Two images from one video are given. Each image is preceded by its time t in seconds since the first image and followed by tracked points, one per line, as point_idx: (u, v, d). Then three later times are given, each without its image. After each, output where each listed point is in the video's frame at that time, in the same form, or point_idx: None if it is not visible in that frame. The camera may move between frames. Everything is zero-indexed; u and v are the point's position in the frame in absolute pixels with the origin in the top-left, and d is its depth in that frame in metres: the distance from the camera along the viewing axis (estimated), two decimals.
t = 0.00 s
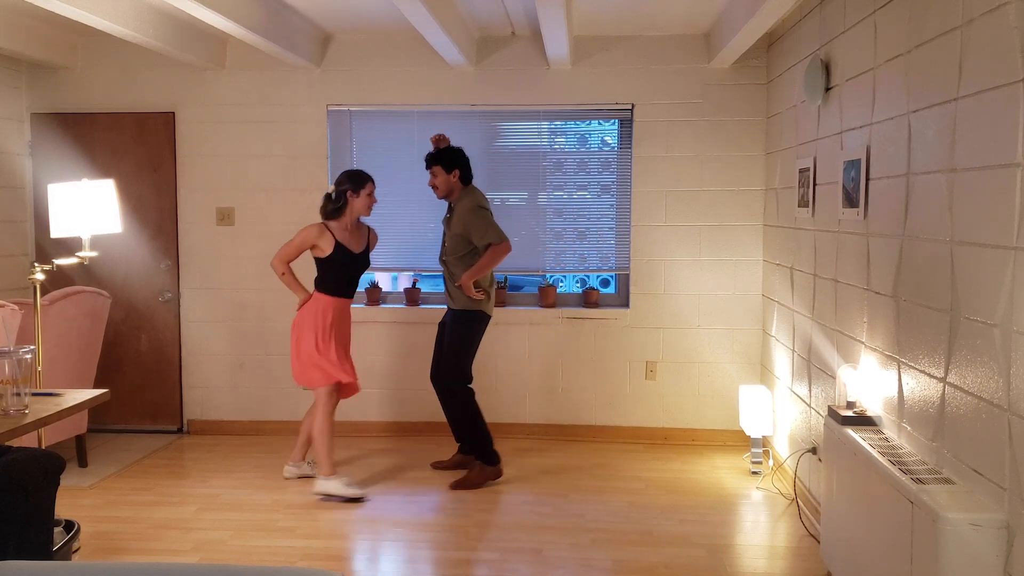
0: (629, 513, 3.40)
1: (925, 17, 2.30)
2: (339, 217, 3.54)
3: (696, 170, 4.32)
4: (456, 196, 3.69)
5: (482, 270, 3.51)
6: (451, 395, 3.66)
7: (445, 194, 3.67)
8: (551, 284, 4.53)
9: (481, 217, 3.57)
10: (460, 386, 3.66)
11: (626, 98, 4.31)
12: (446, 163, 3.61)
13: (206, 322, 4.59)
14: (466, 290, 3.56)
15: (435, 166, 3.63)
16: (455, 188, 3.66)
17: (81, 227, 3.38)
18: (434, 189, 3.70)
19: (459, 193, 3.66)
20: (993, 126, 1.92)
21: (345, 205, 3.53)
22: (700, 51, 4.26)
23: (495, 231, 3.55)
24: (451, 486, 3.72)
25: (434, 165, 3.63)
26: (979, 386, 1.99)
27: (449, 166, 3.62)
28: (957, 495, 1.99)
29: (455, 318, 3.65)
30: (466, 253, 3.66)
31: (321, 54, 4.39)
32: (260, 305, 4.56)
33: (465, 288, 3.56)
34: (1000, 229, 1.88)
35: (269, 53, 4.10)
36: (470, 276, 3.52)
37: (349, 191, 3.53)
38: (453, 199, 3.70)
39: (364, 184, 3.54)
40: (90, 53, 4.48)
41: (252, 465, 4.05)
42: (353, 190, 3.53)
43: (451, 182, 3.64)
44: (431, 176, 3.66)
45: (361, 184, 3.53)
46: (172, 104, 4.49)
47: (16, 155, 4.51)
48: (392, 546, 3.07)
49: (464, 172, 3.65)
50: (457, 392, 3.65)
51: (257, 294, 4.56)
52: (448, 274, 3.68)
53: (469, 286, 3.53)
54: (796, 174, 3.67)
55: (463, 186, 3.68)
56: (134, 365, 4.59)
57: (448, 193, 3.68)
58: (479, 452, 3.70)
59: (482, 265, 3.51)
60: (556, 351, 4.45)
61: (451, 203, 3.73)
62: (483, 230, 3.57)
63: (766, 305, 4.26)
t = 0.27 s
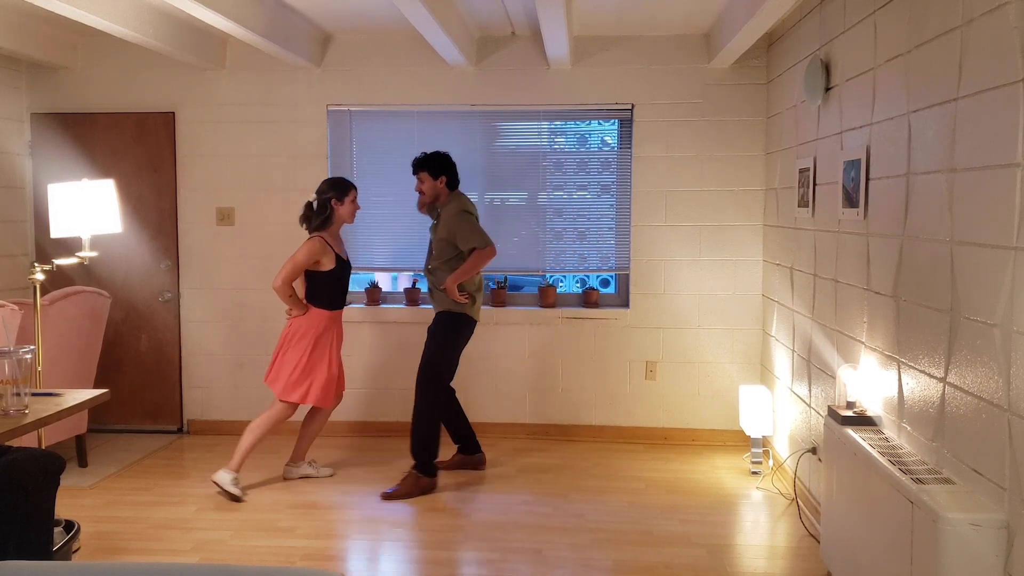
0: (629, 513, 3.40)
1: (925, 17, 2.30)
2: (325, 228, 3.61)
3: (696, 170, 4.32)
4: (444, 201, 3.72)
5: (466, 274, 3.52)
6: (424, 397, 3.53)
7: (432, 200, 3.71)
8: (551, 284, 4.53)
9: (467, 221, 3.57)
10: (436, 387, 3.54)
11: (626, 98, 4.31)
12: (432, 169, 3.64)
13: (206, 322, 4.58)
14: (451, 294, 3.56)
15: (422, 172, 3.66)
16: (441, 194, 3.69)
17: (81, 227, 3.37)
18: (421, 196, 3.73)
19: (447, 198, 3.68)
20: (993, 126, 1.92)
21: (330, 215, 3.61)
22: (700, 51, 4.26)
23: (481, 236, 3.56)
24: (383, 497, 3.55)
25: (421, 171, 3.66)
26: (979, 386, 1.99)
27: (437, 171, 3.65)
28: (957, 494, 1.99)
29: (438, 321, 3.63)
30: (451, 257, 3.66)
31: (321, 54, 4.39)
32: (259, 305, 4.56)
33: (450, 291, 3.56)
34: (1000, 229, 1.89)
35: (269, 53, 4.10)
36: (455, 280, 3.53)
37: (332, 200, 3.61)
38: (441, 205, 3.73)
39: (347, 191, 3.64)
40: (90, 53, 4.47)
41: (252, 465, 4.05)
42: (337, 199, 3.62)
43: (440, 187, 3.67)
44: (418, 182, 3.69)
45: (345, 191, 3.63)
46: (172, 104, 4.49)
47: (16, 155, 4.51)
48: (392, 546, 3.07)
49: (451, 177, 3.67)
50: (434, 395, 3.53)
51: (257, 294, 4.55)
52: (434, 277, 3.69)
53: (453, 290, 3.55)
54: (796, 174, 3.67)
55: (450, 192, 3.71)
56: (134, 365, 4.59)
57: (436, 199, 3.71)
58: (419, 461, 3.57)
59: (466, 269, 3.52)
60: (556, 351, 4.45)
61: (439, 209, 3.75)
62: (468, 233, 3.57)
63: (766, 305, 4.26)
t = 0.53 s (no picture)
0: (629, 513, 3.40)
1: (926, 16, 2.29)
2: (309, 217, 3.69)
3: (697, 170, 4.31)
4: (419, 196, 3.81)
5: (452, 267, 3.61)
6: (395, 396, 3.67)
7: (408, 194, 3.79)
8: (551, 284, 4.53)
9: (448, 213, 3.67)
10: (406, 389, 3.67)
11: (626, 98, 4.31)
12: (407, 162, 3.73)
13: (206, 322, 4.58)
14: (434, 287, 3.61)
15: (397, 167, 3.76)
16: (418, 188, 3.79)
17: (81, 227, 3.38)
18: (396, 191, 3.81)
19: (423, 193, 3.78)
20: (993, 127, 1.92)
21: (313, 205, 3.69)
22: (700, 51, 4.26)
23: (466, 228, 3.66)
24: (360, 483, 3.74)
25: (395, 166, 3.75)
26: (979, 386, 1.99)
27: (411, 165, 3.75)
28: (957, 495, 1.99)
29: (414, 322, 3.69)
30: (432, 253, 3.73)
31: (321, 54, 4.40)
32: (259, 305, 4.56)
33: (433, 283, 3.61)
34: (1000, 229, 1.88)
35: (269, 53, 4.09)
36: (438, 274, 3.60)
37: (313, 189, 3.68)
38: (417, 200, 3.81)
39: (328, 181, 3.71)
40: (90, 53, 4.48)
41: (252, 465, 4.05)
42: (318, 187, 3.68)
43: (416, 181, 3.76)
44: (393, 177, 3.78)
45: (326, 182, 3.69)
46: (172, 104, 4.49)
47: (16, 155, 4.51)
48: (391, 546, 3.07)
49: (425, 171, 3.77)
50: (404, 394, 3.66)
51: (257, 294, 4.55)
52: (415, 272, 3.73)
53: (437, 285, 3.60)
54: (796, 174, 3.67)
55: (426, 187, 3.81)
56: (134, 365, 4.59)
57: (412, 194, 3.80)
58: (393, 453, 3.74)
59: (451, 262, 3.61)
60: (555, 351, 4.45)
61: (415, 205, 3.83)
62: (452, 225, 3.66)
63: (766, 305, 4.26)
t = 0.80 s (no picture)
0: (629, 513, 3.40)
1: (926, 16, 2.29)
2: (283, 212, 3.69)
3: (696, 171, 4.31)
4: (392, 193, 3.78)
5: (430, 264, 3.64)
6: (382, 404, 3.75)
7: (380, 192, 3.76)
8: (551, 284, 4.53)
9: (424, 213, 3.68)
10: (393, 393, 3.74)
11: (626, 98, 4.31)
12: (376, 160, 3.70)
13: (206, 322, 4.58)
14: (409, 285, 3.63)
15: (368, 165, 3.72)
16: (390, 185, 3.76)
17: (81, 227, 3.38)
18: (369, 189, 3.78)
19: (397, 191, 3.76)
20: (993, 126, 1.92)
21: (286, 200, 3.69)
22: (699, 51, 4.26)
23: (446, 229, 3.69)
24: (365, 478, 3.81)
25: (366, 164, 3.71)
26: (979, 386, 1.99)
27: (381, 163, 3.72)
28: (957, 495, 1.99)
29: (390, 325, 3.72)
30: (409, 252, 3.74)
31: (321, 54, 4.40)
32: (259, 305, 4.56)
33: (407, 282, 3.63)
34: (1000, 229, 1.88)
35: (269, 53, 4.09)
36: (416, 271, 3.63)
37: (288, 185, 3.69)
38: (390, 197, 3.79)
39: (302, 177, 3.71)
40: (90, 53, 4.48)
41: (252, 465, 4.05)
42: (292, 184, 3.70)
43: (388, 180, 3.74)
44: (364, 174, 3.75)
45: (300, 178, 3.69)
46: (172, 104, 4.49)
47: (16, 155, 4.51)
48: (391, 546, 3.07)
49: (396, 168, 3.73)
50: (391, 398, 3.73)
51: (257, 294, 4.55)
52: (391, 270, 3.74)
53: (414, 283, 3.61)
54: (796, 175, 3.67)
55: (398, 183, 3.77)
56: (134, 365, 4.60)
57: (384, 191, 3.77)
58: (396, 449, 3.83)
59: (429, 258, 3.64)
60: (555, 351, 4.45)
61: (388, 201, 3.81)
62: (429, 224, 3.68)
63: (766, 305, 4.26)
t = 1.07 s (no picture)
0: (629, 513, 3.40)
1: (926, 16, 2.29)
2: (263, 214, 3.68)
3: (696, 171, 4.32)
4: (374, 198, 3.77)
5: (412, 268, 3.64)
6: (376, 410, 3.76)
7: (361, 197, 3.75)
8: (551, 284, 4.53)
9: (408, 217, 3.69)
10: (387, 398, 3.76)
11: (626, 98, 4.31)
12: (357, 165, 3.67)
13: (206, 322, 4.58)
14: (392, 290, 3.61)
15: (348, 170, 3.69)
16: (371, 189, 3.75)
17: (81, 227, 3.38)
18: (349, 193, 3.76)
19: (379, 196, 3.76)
20: (993, 126, 1.92)
21: (267, 201, 3.68)
22: (700, 51, 4.26)
23: (431, 233, 3.70)
24: (366, 479, 3.81)
25: (346, 169, 3.69)
26: (979, 386, 1.99)
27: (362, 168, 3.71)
28: (957, 494, 1.99)
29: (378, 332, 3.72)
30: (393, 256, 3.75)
31: (321, 54, 4.40)
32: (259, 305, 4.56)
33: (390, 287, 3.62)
34: (1000, 229, 1.88)
35: (269, 53, 4.09)
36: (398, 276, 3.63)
37: (270, 187, 3.68)
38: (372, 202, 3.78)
39: (284, 179, 3.69)
40: (90, 53, 4.48)
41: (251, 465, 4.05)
42: (274, 186, 3.68)
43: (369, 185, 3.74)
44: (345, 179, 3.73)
45: (282, 180, 3.68)
46: (173, 104, 4.49)
47: (16, 155, 4.51)
48: (390, 546, 3.07)
49: (378, 173, 3.71)
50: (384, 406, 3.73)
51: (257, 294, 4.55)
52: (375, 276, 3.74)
53: (396, 288, 3.59)
54: (795, 175, 3.67)
55: (379, 188, 3.76)
56: (134, 365, 4.60)
57: (365, 196, 3.76)
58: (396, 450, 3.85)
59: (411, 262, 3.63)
60: (555, 351, 4.45)
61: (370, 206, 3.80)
62: (413, 229, 3.69)
63: (766, 305, 4.26)
